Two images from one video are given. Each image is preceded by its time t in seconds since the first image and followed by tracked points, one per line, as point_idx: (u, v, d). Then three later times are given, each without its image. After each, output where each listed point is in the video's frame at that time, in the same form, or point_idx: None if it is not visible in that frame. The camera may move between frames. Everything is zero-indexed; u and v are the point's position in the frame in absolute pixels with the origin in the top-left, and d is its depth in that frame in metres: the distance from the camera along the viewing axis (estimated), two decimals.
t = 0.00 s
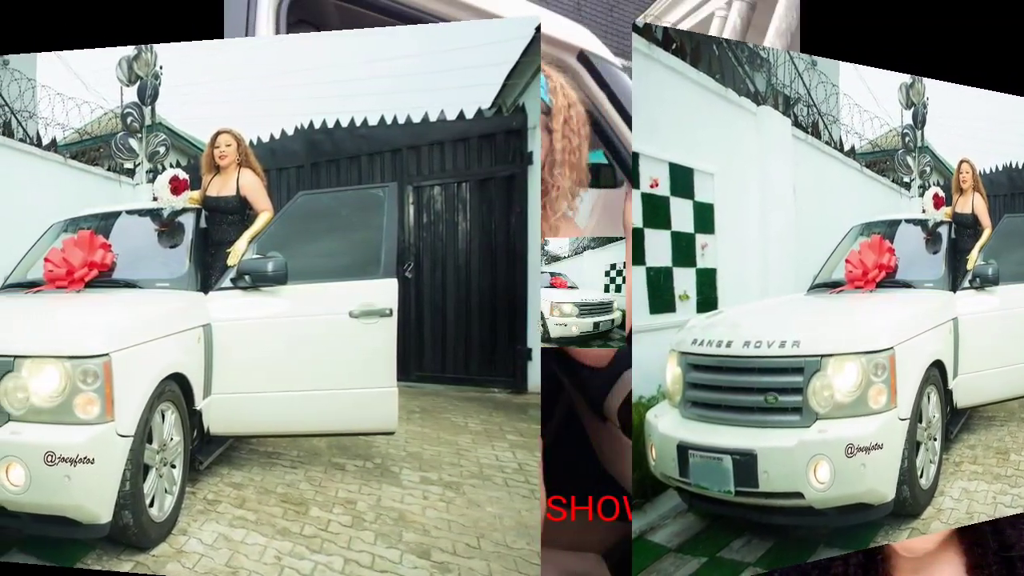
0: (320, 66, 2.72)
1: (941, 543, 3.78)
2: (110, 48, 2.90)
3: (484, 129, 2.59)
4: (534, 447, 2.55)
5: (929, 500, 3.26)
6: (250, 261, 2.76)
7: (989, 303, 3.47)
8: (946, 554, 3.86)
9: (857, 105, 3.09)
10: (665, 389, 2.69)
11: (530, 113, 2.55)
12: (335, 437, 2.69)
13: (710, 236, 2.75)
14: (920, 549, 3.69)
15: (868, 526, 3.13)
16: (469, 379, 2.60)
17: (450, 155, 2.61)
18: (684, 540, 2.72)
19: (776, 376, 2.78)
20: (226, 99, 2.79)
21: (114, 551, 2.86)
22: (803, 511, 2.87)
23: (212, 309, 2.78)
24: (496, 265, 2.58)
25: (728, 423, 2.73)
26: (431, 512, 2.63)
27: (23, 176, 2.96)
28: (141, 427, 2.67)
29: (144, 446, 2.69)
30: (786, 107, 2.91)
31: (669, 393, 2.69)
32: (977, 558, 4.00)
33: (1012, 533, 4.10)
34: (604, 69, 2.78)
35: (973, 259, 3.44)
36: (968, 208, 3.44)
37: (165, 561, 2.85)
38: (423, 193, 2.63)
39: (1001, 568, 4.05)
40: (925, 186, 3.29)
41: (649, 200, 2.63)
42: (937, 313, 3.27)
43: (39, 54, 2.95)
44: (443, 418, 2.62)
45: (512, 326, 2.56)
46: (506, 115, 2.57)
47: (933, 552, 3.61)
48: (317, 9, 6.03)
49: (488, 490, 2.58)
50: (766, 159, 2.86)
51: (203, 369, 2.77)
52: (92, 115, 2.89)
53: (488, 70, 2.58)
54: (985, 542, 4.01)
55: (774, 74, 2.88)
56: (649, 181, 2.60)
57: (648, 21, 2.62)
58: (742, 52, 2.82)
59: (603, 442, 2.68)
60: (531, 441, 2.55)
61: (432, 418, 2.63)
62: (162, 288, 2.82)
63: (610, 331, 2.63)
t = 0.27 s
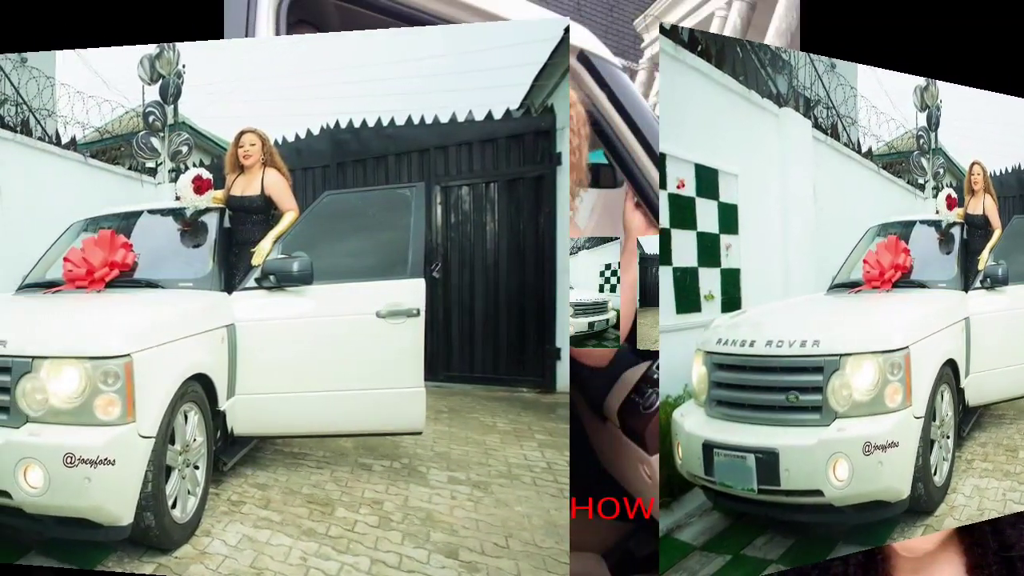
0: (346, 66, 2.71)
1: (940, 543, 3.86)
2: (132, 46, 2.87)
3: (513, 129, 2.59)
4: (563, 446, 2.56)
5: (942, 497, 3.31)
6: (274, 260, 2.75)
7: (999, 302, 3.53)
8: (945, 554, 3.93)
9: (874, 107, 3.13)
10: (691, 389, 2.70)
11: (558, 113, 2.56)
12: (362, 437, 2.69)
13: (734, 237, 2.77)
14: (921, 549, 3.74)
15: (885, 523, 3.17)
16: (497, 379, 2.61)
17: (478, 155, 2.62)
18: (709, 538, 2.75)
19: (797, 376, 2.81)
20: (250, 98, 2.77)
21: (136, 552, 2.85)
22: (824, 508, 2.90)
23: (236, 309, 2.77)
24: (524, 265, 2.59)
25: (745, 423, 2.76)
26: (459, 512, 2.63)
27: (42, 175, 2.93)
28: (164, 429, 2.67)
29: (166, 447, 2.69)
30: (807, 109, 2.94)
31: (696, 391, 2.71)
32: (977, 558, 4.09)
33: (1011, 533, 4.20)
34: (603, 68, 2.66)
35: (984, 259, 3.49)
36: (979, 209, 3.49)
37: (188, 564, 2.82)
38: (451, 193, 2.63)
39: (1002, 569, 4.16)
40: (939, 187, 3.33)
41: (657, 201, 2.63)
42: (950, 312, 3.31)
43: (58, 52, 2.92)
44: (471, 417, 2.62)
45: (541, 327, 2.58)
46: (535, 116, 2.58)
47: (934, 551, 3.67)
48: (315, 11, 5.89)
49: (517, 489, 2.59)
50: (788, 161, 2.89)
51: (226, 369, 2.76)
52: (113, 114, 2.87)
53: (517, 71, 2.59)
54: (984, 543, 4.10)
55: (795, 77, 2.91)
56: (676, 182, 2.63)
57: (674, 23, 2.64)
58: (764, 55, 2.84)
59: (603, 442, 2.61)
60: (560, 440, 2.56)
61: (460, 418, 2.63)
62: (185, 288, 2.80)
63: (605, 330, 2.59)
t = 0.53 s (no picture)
0: (373, 66, 2.71)
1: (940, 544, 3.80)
2: (153, 45, 2.86)
3: (541, 130, 2.60)
4: (591, 445, 2.58)
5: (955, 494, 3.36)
6: (299, 260, 2.74)
7: (1008, 302, 3.59)
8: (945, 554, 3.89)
9: (891, 109, 3.17)
10: (716, 387, 2.75)
11: (587, 115, 2.58)
12: (388, 436, 2.69)
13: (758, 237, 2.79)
14: (921, 549, 3.68)
15: (901, 520, 3.21)
16: (525, 379, 2.62)
17: (506, 155, 2.62)
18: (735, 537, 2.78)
19: (817, 375, 2.84)
20: (276, 97, 2.76)
21: (158, 554, 2.83)
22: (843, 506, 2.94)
23: (261, 309, 2.76)
24: (553, 265, 2.60)
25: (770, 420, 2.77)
26: (487, 512, 2.63)
27: (62, 174, 2.91)
28: (187, 429, 2.65)
29: (189, 447, 2.67)
30: (826, 111, 2.97)
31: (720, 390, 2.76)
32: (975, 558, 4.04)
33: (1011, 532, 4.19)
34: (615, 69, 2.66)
35: (995, 260, 3.54)
36: (990, 211, 3.55)
37: (211, 565, 2.80)
38: (479, 193, 2.64)
39: (1000, 568, 4.16)
40: (952, 189, 3.38)
41: (655, 202, 2.94)
42: (962, 312, 3.36)
43: (78, 50, 2.90)
44: (498, 417, 2.63)
45: (569, 326, 2.59)
46: (563, 117, 2.60)
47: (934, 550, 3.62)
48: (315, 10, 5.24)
49: (544, 489, 2.60)
50: (808, 162, 2.92)
51: (249, 369, 2.74)
52: (135, 113, 2.85)
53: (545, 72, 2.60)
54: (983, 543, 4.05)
55: (816, 79, 2.94)
56: (702, 183, 2.66)
57: (701, 26, 2.66)
58: (786, 57, 2.87)
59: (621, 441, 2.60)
60: (589, 439, 2.57)
61: (488, 418, 2.63)
62: (208, 288, 2.79)
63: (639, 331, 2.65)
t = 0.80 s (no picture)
0: (400, 66, 2.71)
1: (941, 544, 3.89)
2: (175, 43, 2.84)
3: (569, 130, 2.62)
4: (619, 445, 2.59)
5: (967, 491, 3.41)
6: (324, 260, 2.72)
7: (1017, 302, 3.65)
8: (945, 554, 3.96)
9: (906, 112, 3.21)
10: (741, 387, 2.76)
11: (615, 116, 2.59)
12: (415, 436, 2.69)
13: (780, 238, 2.82)
14: (922, 549, 3.76)
15: (916, 517, 3.26)
16: (553, 378, 2.63)
17: (534, 156, 2.63)
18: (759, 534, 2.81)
19: (836, 374, 2.87)
20: (301, 96, 2.76)
21: (180, 556, 2.80)
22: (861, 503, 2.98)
23: (286, 308, 2.75)
24: (580, 266, 2.62)
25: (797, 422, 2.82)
26: (515, 511, 2.64)
27: (82, 173, 2.88)
28: (210, 430, 2.62)
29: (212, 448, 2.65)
30: (845, 113, 3.01)
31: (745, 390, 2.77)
32: (977, 558, 4.18)
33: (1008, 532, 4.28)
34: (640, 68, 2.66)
35: (1004, 261, 3.59)
36: (999, 212, 3.60)
37: (235, 566, 2.78)
38: (507, 193, 2.65)
39: (1000, 568, 4.28)
40: (964, 190, 3.43)
41: (656, 202, 2.82)
42: (974, 312, 3.41)
43: (98, 47, 2.87)
44: (526, 417, 2.64)
45: (597, 326, 2.60)
46: (590, 118, 2.61)
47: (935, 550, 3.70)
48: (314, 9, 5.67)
49: (572, 488, 2.61)
50: (828, 163, 2.95)
51: (273, 368, 2.73)
52: (156, 112, 2.83)
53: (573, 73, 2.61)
54: (984, 543, 4.17)
55: (835, 81, 2.97)
56: (728, 183, 2.67)
57: (726, 28, 2.69)
58: (807, 60, 2.90)
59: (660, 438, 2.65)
60: (617, 438, 2.59)
61: (516, 417, 2.64)
62: (232, 288, 2.78)
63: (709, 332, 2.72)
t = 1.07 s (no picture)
0: (425, 66, 2.71)
1: (941, 544, 3.94)
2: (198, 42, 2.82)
3: (596, 131, 2.63)
4: (647, 444, 2.60)
5: (978, 488, 3.46)
6: (349, 260, 2.70)
7: None
8: (945, 554, 4.01)
9: (921, 114, 3.25)
10: (765, 385, 2.77)
11: (642, 117, 2.61)
12: (442, 436, 2.70)
13: (801, 238, 2.85)
14: (921, 549, 3.83)
15: (930, 514, 3.30)
16: (580, 378, 2.64)
17: (561, 156, 2.64)
18: (783, 531, 2.86)
19: (854, 373, 2.91)
20: (326, 96, 2.75)
21: (204, 557, 2.78)
22: (879, 500, 3.01)
23: (310, 308, 2.75)
24: (608, 266, 2.63)
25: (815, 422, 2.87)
26: (542, 510, 2.66)
27: (103, 172, 2.86)
28: (233, 432, 2.54)
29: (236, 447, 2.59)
30: (864, 115, 3.04)
31: (770, 390, 2.78)
32: (976, 558, 4.22)
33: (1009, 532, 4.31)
34: (673, 65, 2.61)
35: (1014, 261, 3.65)
36: (1008, 213, 3.66)
37: (259, 568, 2.76)
38: (534, 194, 2.65)
39: (1001, 567, 4.33)
40: (975, 191, 3.48)
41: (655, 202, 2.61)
42: (985, 311, 3.46)
43: (119, 46, 2.85)
44: (554, 416, 2.65)
45: (625, 326, 2.62)
46: (618, 119, 2.63)
47: (933, 550, 3.76)
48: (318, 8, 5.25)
49: (599, 487, 2.63)
50: (848, 164, 2.99)
51: (297, 368, 2.71)
52: (179, 111, 2.82)
53: (601, 74, 2.62)
54: (984, 543, 4.21)
55: (854, 84, 3.01)
56: (753, 184, 2.68)
57: (751, 30, 2.72)
58: (827, 62, 2.94)
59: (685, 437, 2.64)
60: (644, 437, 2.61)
61: (543, 417, 2.65)
62: (256, 288, 2.77)
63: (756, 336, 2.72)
